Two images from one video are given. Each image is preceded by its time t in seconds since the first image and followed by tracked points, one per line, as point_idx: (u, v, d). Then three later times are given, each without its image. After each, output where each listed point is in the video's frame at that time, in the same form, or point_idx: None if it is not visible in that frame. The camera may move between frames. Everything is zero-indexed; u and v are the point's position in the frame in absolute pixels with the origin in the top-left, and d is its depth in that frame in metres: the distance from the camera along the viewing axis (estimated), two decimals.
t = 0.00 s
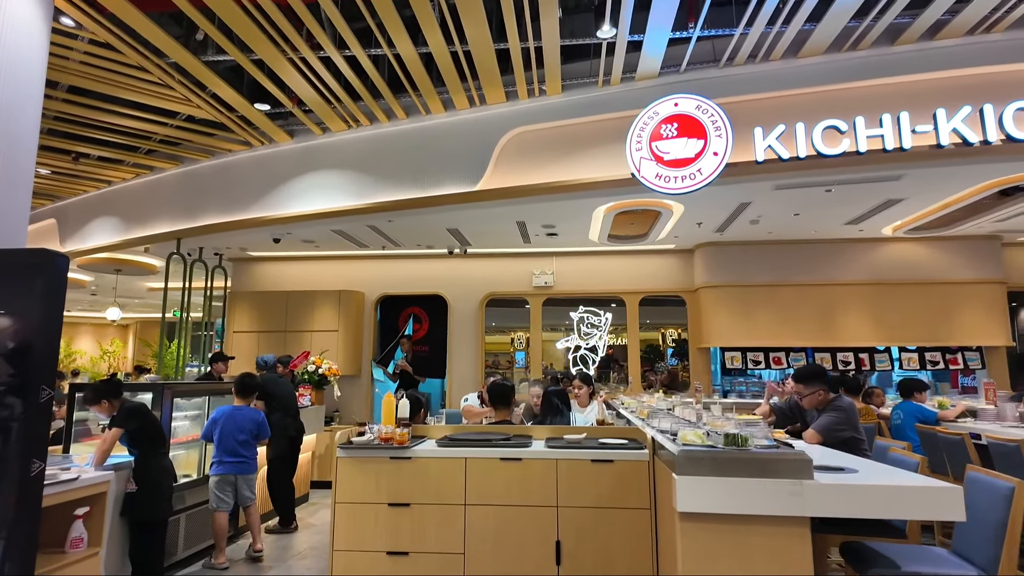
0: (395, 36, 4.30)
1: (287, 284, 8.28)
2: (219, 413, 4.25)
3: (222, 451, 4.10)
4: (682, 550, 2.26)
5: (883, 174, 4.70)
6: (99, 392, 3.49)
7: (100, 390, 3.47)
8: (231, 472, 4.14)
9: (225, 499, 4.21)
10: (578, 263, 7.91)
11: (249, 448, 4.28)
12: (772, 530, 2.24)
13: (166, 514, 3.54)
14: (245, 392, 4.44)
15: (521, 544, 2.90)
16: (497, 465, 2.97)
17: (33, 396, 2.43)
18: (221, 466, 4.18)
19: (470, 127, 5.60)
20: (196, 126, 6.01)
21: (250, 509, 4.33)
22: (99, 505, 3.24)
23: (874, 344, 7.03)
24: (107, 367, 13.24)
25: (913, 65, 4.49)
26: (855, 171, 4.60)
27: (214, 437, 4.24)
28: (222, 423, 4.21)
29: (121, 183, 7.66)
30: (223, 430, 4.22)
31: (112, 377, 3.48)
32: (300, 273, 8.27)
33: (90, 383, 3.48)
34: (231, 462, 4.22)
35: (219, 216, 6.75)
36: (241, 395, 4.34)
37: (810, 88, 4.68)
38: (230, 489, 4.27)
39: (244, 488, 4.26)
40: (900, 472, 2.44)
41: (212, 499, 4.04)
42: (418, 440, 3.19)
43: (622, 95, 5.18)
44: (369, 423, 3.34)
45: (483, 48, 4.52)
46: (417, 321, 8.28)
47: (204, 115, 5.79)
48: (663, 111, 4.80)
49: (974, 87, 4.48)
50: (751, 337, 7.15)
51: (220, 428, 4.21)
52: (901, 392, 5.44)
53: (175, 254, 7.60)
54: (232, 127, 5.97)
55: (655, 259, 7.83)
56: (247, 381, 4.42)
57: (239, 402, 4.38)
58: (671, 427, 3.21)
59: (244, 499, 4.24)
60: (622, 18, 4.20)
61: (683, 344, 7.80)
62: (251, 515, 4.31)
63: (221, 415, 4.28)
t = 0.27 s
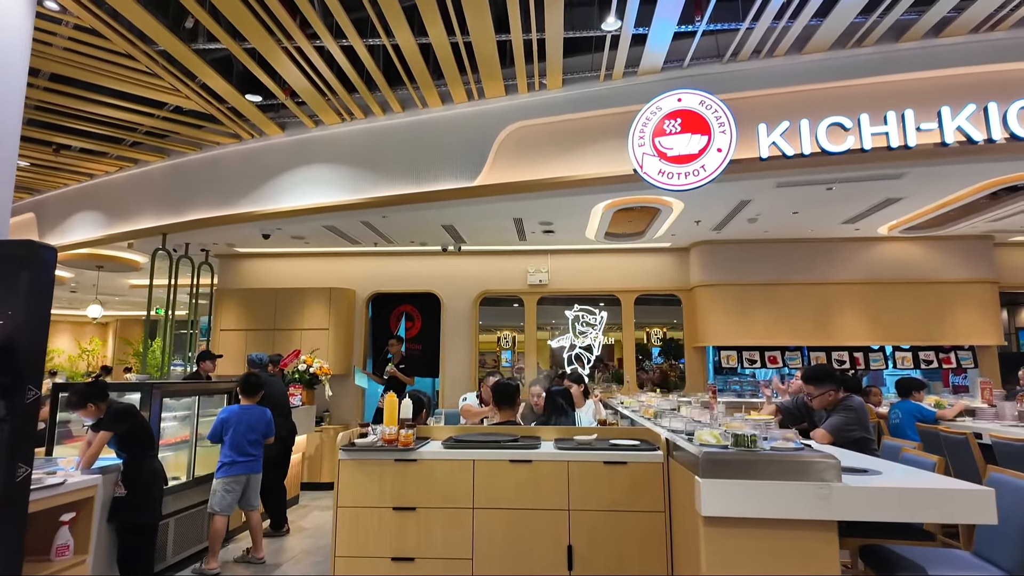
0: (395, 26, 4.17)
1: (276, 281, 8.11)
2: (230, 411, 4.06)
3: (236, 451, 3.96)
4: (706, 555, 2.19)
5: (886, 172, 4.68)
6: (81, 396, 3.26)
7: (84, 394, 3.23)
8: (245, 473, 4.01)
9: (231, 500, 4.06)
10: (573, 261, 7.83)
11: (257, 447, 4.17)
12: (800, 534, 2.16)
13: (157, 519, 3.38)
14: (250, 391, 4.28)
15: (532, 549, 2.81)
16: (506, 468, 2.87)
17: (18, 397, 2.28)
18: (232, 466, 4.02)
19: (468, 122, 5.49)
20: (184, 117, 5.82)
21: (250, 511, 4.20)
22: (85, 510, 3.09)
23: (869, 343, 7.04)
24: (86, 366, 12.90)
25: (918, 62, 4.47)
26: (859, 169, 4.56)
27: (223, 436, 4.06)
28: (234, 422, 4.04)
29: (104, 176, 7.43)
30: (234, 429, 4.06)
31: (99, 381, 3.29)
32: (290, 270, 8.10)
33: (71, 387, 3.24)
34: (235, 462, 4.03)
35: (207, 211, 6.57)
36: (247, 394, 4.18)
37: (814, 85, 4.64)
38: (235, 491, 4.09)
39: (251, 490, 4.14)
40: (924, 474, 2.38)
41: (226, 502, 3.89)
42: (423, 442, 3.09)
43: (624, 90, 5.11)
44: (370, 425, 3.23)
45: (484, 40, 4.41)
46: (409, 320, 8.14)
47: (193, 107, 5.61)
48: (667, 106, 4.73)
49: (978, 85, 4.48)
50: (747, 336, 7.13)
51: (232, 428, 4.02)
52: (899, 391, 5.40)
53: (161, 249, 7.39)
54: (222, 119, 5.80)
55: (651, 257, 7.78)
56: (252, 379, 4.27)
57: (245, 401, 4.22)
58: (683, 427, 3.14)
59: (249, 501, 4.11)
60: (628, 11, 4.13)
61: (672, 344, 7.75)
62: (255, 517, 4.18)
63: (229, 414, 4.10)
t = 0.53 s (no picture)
0: (394, 13, 4.06)
1: (263, 277, 7.93)
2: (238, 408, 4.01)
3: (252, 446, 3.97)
4: (730, 557, 2.12)
5: (886, 169, 4.68)
6: (67, 396, 3.04)
7: (71, 395, 3.01)
8: (261, 468, 4.02)
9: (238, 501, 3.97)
10: (567, 258, 7.77)
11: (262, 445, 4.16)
12: (825, 534, 2.11)
13: (147, 521, 3.25)
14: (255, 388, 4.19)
15: (542, 551, 2.72)
16: (515, 467, 2.79)
17: (4, 394, 2.14)
18: (246, 463, 3.97)
19: (465, 115, 5.40)
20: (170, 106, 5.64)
21: (249, 512, 4.11)
22: (71, 514, 2.97)
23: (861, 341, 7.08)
24: (61, 364, 12.53)
25: (918, 60, 4.48)
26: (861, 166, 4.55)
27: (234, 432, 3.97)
28: (248, 417, 4.02)
29: (85, 167, 7.20)
30: (245, 424, 4.03)
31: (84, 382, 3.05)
32: (278, 266, 7.93)
33: (57, 389, 3.00)
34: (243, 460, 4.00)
35: (193, 204, 6.39)
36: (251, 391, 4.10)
37: (816, 81, 4.63)
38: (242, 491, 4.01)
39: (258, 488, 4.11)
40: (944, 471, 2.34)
41: (249, 497, 3.85)
42: (428, 441, 2.99)
43: (624, 84, 5.05)
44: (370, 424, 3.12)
45: (485, 30, 4.32)
46: (400, 317, 7.98)
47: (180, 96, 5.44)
48: (668, 101, 4.67)
49: (977, 83, 4.49)
50: (741, 334, 7.12)
51: (243, 423, 3.99)
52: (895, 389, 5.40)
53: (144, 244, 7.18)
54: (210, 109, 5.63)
55: (645, 255, 7.75)
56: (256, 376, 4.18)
57: (251, 398, 4.17)
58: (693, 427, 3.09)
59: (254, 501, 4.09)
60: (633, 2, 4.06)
61: (660, 343, 7.72)
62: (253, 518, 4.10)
63: (234, 410, 4.02)
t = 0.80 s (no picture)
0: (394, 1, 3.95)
1: (250, 272, 7.74)
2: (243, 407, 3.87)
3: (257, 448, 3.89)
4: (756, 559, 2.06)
5: (886, 168, 4.68)
6: (54, 400, 2.85)
7: (60, 400, 2.84)
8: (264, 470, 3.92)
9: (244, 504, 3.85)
10: (559, 255, 7.70)
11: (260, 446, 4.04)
12: (853, 535, 2.06)
13: (137, 524, 3.10)
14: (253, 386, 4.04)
15: (554, 554, 2.65)
16: (526, 468, 2.71)
17: None
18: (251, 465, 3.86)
19: (462, 107, 5.29)
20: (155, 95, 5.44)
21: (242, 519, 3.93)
22: (57, 518, 2.83)
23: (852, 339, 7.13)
24: (34, 361, 12.13)
25: (919, 58, 4.49)
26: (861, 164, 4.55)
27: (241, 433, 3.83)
28: (253, 417, 3.91)
29: (63, 157, 6.95)
30: (251, 424, 3.91)
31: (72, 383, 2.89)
32: (264, 261, 7.75)
33: (43, 393, 2.81)
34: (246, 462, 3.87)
35: (177, 196, 6.19)
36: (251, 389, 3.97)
37: (817, 78, 4.62)
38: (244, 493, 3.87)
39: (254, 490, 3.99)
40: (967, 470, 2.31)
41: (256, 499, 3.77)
42: (435, 440, 2.90)
43: (625, 78, 4.99)
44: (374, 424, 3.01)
45: (487, 20, 4.22)
46: (390, 314, 7.81)
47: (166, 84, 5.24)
48: (670, 96, 4.62)
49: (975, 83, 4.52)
50: (734, 332, 7.13)
51: (251, 423, 3.89)
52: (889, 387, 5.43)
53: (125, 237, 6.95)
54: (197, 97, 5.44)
55: (638, 252, 7.72)
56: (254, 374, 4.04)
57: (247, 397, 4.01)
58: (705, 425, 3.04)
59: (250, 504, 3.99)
60: None
61: (644, 341, 7.73)
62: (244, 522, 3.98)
63: (239, 409, 3.86)
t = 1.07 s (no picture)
0: None
1: (245, 263, 7.58)
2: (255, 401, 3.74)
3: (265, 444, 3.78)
4: (798, 557, 1.98)
5: (900, 157, 4.62)
6: (54, 400, 2.69)
7: (60, 399, 2.69)
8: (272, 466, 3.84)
9: (257, 501, 3.75)
10: (561, 247, 7.60)
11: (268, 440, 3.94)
12: (898, 529, 1.98)
13: (140, 519, 2.98)
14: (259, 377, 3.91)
15: (577, 551, 2.55)
16: (549, 461, 2.60)
17: None
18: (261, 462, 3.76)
19: (467, 93, 5.16)
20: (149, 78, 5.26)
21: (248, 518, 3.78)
22: (55, 515, 2.70)
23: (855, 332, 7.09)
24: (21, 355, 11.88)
25: (935, 45, 4.42)
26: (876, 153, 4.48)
27: (253, 427, 3.70)
28: (266, 411, 3.80)
29: (52, 144, 6.75)
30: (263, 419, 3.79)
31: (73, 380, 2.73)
32: (260, 252, 7.59)
33: (42, 391, 2.65)
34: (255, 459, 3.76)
35: (171, 184, 6.01)
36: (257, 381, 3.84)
37: (832, 64, 4.53)
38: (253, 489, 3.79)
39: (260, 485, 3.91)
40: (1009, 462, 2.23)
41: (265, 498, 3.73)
42: (452, 433, 2.79)
43: (635, 64, 4.88)
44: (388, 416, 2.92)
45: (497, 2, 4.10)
46: (388, 306, 7.65)
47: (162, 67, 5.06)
48: (683, 82, 4.51)
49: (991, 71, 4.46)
50: (738, 325, 7.06)
51: (263, 418, 3.77)
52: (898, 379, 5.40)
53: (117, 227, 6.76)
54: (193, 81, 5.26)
55: (640, 244, 7.63)
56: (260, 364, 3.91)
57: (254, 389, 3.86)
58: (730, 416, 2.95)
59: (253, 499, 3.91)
60: None
61: (638, 336, 7.66)
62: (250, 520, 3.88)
63: (253, 403, 3.73)
